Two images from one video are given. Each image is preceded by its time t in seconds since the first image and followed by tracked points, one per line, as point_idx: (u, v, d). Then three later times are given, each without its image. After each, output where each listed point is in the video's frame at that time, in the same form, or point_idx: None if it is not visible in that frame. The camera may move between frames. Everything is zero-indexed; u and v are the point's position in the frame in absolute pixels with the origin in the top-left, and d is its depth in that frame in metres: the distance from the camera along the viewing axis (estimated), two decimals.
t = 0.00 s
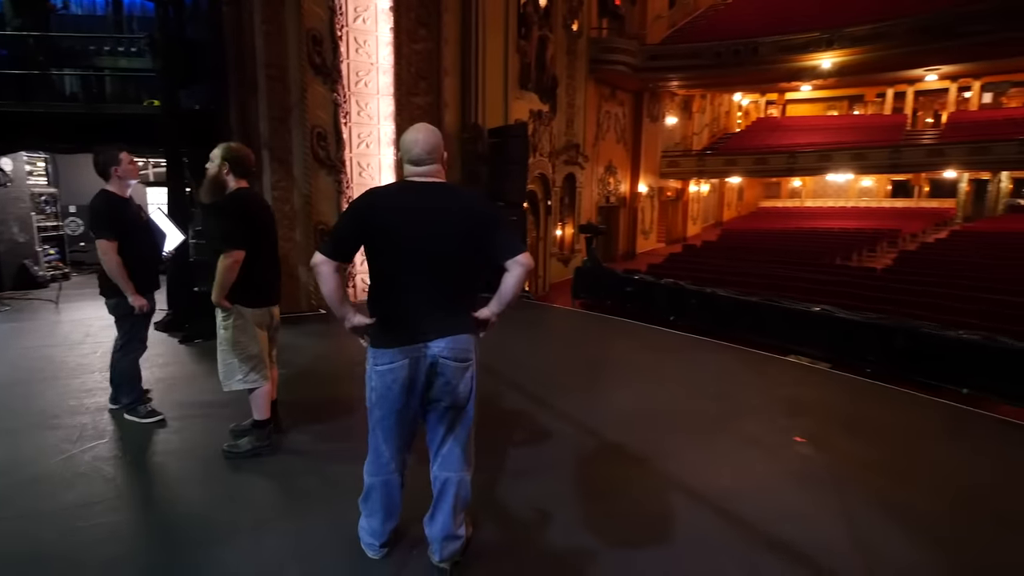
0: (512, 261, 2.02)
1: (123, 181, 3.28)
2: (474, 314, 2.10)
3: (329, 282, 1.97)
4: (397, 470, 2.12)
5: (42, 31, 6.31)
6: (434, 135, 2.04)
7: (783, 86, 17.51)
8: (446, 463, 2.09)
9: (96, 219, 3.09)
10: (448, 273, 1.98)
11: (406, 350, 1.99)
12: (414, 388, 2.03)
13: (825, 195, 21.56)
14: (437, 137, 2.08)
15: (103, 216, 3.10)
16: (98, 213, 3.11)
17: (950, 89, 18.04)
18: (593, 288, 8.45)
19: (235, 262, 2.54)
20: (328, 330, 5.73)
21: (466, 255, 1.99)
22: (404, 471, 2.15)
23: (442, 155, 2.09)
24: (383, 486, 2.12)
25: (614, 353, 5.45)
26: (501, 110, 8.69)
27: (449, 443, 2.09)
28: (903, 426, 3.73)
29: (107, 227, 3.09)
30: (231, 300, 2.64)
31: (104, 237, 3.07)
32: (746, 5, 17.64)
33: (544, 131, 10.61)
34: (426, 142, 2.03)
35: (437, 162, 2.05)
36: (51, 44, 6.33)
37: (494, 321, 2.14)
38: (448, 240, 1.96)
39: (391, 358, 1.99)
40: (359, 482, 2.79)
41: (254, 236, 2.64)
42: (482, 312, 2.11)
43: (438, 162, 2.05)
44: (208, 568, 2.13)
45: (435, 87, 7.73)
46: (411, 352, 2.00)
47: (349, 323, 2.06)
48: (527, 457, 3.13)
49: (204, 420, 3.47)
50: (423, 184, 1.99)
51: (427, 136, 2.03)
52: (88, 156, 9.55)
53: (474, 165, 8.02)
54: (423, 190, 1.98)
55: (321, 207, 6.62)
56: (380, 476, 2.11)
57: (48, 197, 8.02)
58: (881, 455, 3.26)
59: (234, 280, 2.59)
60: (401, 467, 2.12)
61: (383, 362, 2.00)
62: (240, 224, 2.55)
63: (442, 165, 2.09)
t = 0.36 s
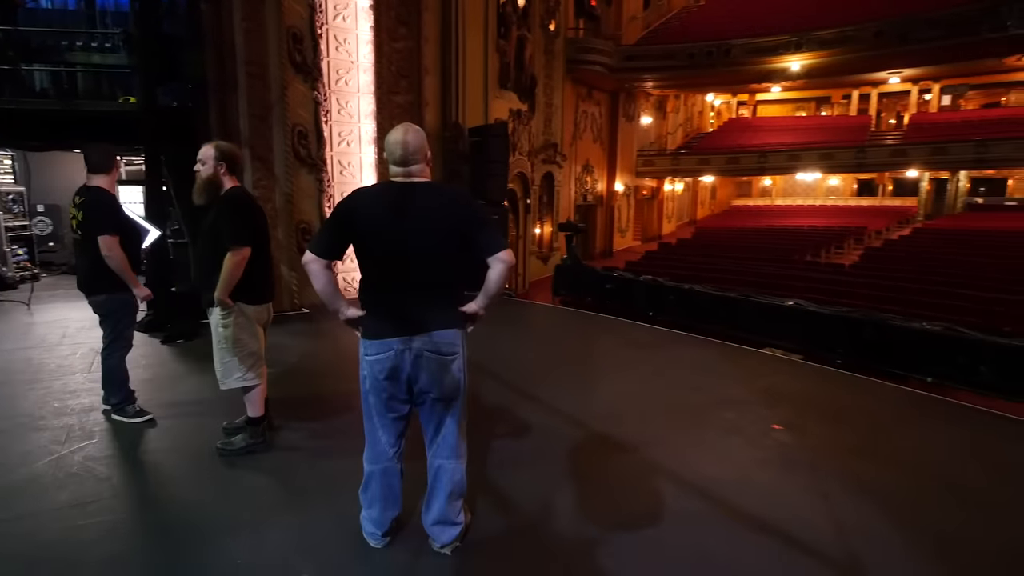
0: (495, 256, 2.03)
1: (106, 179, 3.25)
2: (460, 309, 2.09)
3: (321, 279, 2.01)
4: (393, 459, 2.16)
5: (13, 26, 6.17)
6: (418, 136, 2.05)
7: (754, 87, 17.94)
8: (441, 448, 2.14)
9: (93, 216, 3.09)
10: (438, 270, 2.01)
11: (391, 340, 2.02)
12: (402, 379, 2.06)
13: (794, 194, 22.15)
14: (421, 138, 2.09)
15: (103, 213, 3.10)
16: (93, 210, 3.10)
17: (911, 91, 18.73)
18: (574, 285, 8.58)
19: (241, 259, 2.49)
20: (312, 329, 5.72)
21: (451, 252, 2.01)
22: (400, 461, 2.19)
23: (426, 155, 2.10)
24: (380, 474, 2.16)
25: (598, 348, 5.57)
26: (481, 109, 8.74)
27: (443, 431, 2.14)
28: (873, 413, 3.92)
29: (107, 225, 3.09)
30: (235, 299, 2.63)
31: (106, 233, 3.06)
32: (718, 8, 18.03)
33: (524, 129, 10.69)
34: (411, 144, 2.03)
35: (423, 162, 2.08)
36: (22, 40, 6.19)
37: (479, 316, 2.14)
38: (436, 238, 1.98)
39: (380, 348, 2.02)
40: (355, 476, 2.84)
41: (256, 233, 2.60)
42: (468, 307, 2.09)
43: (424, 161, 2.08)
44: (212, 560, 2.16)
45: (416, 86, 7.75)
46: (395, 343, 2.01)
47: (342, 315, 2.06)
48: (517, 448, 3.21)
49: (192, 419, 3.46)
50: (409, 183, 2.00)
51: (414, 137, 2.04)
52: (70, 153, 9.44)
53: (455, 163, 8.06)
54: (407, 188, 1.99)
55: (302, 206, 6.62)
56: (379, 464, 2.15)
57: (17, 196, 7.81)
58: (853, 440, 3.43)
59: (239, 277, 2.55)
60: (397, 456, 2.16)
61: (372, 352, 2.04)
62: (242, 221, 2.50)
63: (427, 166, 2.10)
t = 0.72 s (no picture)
0: (492, 261, 2.01)
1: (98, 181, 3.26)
2: (456, 310, 2.06)
3: (324, 282, 1.98)
4: (396, 453, 2.16)
5: None
6: (419, 140, 2.03)
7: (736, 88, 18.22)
8: (440, 443, 2.13)
9: (113, 216, 3.17)
10: (442, 274, 2.00)
11: (390, 338, 2.01)
12: (401, 375, 2.04)
13: (776, 194, 22.52)
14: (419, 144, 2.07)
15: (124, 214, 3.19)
16: (112, 210, 3.16)
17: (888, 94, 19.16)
18: (563, 284, 8.66)
19: (246, 262, 2.53)
20: (304, 330, 5.72)
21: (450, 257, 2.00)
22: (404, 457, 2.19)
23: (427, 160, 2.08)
24: (384, 469, 2.16)
25: (589, 346, 5.66)
26: (470, 110, 8.78)
27: (441, 425, 2.12)
28: (857, 407, 4.05)
29: (128, 225, 3.19)
30: (240, 302, 2.67)
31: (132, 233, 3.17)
32: (701, 11, 18.29)
33: (512, 130, 10.75)
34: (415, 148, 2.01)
35: (422, 167, 2.02)
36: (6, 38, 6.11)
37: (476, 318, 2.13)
38: (441, 244, 1.97)
39: (379, 346, 2.01)
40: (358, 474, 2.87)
41: (260, 235, 2.63)
42: (466, 308, 2.07)
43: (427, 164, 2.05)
44: (221, 558, 2.18)
45: (406, 87, 7.77)
46: (395, 342, 2.00)
47: (347, 314, 2.03)
48: (515, 444, 3.27)
49: (189, 420, 3.46)
50: (414, 190, 1.97)
51: (413, 142, 2.00)
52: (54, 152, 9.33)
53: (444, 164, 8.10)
54: (413, 195, 1.97)
55: (293, 206, 6.65)
56: (382, 458, 2.14)
57: None
58: (840, 433, 3.55)
59: (243, 279, 2.59)
60: (400, 451, 2.16)
61: (372, 349, 2.03)
62: (247, 223, 2.54)
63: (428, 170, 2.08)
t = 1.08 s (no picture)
0: (494, 258, 2.06)
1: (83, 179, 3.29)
2: (458, 305, 2.11)
3: (329, 284, 1.99)
4: (400, 448, 2.20)
5: None
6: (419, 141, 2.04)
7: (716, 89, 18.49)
8: (443, 436, 2.18)
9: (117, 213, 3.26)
10: (446, 272, 2.06)
11: (399, 335, 2.04)
12: (407, 371, 2.08)
13: (755, 193, 22.91)
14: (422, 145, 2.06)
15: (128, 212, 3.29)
16: (117, 208, 3.25)
17: (864, 95, 19.60)
18: (549, 282, 8.73)
19: (251, 263, 2.54)
20: (293, 329, 5.71)
21: (454, 254, 2.05)
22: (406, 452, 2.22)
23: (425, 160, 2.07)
24: (388, 463, 2.20)
25: (577, 343, 5.74)
26: (456, 109, 8.79)
27: (445, 419, 2.17)
28: (841, 400, 4.18)
29: (133, 222, 3.30)
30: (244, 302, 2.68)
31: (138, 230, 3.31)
32: (682, 12, 18.53)
33: (498, 129, 10.78)
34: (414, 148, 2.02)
35: (423, 166, 2.03)
36: None
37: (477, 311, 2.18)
38: (446, 243, 2.02)
39: (386, 342, 2.04)
40: (356, 470, 2.90)
41: (265, 236, 2.65)
42: (466, 304, 2.12)
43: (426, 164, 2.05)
44: (228, 554, 2.20)
45: (392, 86, 7.76)
46: (403, 337, 2.04)
47: (347, 312, 2.06)
48: (510, 438, 3.33)
49: (182, 419, 3.44)
50: (419, 189, 2.00)
51: (414, 140, 2.02)
52: (32, 151, 9.17)
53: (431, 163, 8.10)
54: (419, 195, 2.00)
55: (280, 205, 6.66)
56: (386, 454, 2.18)
57: None
58: (825, 425, 3.67)
59: (248, 281, 2.60)
60: (403, 446, 2.20)
61: (378, 346, 2.05)
62: (252, 223, 2.56)
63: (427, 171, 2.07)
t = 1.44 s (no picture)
0: (498, 249, 2.23)
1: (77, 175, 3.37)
2: (461, 296, 2.26)
3: (344, 283, 2.04)
4: (407, 443, 2.26)
5: None
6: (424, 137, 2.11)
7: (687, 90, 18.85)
8: (451, 427, 2.29)
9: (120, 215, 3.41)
10: (456, 265, 2.18)
11: (415, 329, 2.13)
12: (422, 365, 2.18)
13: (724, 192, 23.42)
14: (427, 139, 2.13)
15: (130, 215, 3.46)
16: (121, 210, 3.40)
17: (827, 97, 20.26)
18: (529, 280, 8.80)
19: (251, 265, 2.53)
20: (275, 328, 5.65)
21: (464, 246, 2.18)
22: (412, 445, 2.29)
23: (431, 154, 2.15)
24: (396, 458, 2.25)
25: (560, 339, 5.82)
26: (434, 107, 8.77)
27: (452, 410, 2.28)
28: (816, 389, 4.36)
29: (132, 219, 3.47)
30: (242, 303, 2.67)
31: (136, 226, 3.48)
32: (653, 13, 18.82)
33: (475, 128, 10.80)
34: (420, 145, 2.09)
35: (431, 162, 2.12)
36: None
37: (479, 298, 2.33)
38: (455, 238, 2.13)
39: (403, 337, 2.12)
40: (353, 465, 2.91)
41: (263, 236, 2.63)
42: (469, 295, 2.29)
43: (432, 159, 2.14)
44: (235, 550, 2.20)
45: (371, 83, 7.71)
46: (421, 331, 2.13)
47: (357, 311, 2.13)
48: (504, 431, 3.38)
49: (170, 419, 3.38)
50: (429, 186, 2.10)
51: (422, 138, 2.10)
52: None
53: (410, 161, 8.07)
54: (431, 193, 2.10)
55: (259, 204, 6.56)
56: (393, 448, 2.24)
57: None
58: (804, 413, 3.82)
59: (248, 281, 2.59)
60: (410, 440, 2.27)
61: (395, 342, 2.13)
62: (250, 223, 2.54)
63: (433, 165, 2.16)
